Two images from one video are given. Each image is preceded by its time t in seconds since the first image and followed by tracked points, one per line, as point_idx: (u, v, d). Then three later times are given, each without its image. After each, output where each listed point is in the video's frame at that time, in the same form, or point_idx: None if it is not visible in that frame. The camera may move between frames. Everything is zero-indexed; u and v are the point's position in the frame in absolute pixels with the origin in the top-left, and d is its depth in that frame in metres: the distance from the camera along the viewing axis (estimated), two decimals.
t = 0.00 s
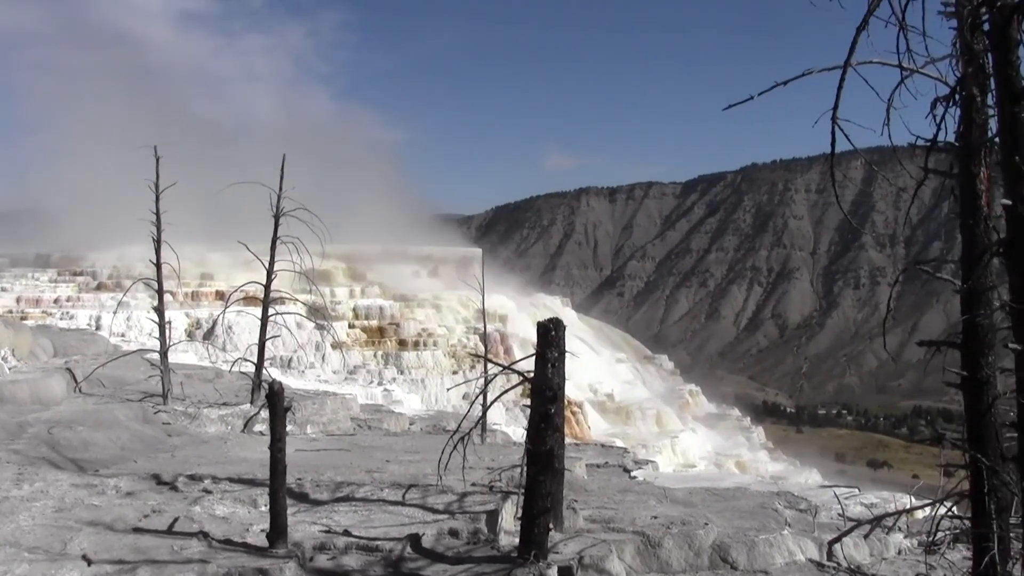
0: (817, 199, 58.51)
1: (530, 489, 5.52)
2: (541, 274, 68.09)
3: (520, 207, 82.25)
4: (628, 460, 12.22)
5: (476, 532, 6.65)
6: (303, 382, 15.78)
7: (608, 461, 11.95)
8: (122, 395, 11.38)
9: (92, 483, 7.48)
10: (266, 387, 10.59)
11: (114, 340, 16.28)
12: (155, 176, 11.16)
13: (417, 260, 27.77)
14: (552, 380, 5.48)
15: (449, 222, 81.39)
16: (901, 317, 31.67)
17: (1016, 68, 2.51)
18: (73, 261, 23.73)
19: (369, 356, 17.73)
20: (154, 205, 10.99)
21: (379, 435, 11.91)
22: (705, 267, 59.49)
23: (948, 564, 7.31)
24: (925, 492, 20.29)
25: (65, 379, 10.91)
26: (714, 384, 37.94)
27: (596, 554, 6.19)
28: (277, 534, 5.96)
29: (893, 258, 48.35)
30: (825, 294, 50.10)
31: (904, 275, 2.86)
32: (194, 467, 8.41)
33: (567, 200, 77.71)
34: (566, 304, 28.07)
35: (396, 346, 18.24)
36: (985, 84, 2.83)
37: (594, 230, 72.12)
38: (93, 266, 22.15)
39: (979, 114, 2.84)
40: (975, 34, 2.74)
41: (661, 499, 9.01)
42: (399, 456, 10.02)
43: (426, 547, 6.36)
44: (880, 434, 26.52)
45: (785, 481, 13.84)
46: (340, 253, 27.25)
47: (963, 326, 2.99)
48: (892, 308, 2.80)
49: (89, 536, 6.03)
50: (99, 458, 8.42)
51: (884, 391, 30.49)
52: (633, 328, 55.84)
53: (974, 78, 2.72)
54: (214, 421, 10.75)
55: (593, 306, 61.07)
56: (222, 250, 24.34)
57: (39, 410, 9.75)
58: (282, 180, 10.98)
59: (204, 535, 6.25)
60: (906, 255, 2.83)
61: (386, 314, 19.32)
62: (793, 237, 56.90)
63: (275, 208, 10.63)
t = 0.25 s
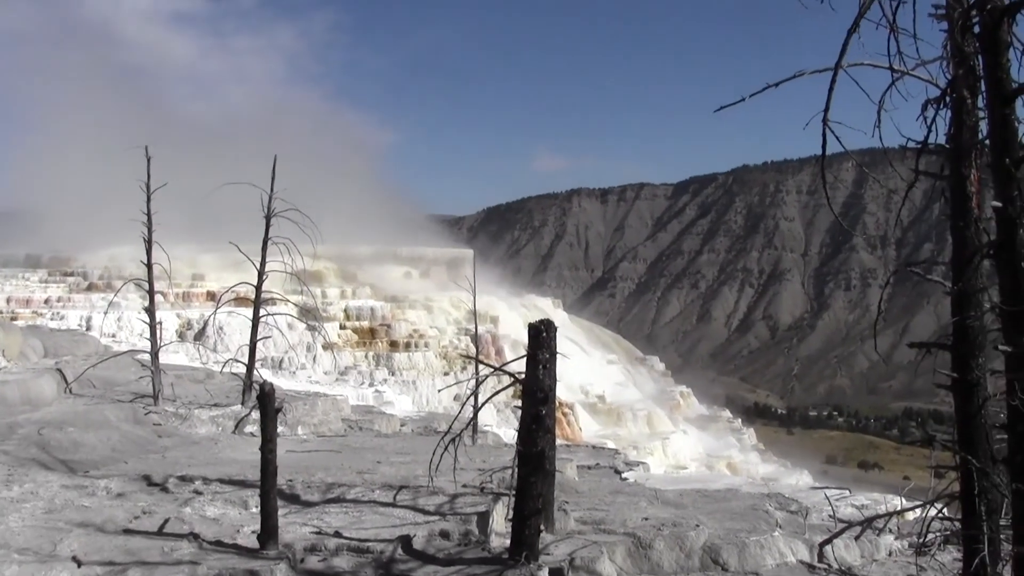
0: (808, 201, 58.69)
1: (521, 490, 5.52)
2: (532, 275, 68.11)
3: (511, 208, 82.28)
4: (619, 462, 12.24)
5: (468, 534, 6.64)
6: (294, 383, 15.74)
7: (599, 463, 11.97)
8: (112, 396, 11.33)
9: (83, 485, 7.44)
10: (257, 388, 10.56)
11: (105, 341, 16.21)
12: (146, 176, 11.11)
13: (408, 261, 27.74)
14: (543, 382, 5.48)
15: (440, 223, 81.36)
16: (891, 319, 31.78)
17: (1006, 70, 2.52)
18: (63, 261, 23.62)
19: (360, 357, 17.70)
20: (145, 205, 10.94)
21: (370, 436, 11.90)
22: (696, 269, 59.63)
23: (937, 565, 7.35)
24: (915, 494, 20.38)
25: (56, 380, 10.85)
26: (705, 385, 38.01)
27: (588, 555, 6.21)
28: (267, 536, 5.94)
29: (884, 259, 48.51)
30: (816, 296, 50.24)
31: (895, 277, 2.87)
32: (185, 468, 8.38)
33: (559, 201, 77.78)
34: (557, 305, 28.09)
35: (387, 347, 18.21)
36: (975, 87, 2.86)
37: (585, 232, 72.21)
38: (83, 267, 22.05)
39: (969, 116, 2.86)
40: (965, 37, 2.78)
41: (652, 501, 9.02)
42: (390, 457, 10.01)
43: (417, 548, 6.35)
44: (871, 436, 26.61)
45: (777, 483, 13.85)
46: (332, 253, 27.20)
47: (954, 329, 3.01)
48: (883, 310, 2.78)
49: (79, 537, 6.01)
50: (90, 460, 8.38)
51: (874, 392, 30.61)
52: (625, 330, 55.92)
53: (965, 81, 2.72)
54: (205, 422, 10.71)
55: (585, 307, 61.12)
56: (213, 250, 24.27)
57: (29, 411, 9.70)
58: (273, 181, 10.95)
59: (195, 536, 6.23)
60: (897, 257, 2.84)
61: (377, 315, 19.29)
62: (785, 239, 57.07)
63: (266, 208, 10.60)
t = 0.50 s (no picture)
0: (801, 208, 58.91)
1: (513, 496, 5.53)
2: (525, 282, 68.20)
3: (504, 214, 82.40)
4: (611, 469, 12.25)
5: (459, 540, 6.64)
6: (286, 388, 15.73)
7: (591, 469, 11.98)
8: (104, 401, 11.29)
9: (74, 489, 7.42)
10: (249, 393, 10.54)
11: (97, 345, 16.16)
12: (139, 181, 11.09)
13: (401, 267, 27.74)
14: (536, 388, 5.50)
15: (433, 229, 81.40)
16: (883, 326, 31.92)
17: (998, 79, 2.54)
18: (55, 266, 23.53)
19: (352, 362, 17.68)
20: (138, 210, 10.93)
21: (362, 442, 11.88)
22: (689, 276, 59.77)
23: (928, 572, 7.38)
24: (907, 501, 20.44)
25: (47, 384, 10.82)
26: (697, 392, 38.07)
27: (579, 562, 6.23)
28: (258, 541, 5.93)
29: (875, 267, 48.71)
30: (808, 303, 50.39)
31: (887, 284, 2.88)
32: (177, 473, 8.35)
33: (552, 208, 77.93)
34: (550, 311, 28.12)
35: (380, 353, 18.19)
36: (967, 96, 2.89)
37: (578, 238, 72.34)
38: (76, 271, 21.98)
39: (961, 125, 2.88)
40: (958, 46, 2.82)
41: (643, 507, 9.04)
42: (383, 463, 10.00)
43: (409, 554, 6.34)
44: (862, 443, 26.68)
45: (769, 490, 13.89)
46: (324, 259, 27.19)
47: (947, 336, 3.02)
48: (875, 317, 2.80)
49: (70, 542, 5.99)
50: (81, 465, 8.35)
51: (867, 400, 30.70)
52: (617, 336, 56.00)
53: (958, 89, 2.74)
54: (197, 427, 10.68)
55: (577, 313, 61.21)
56: (205, 255, 24.23)
57: (20, 416, 9.67)
58: (266, 186, 10.95)
59: (186, 541, 6.21)
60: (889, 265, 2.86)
61: (370, 320, 19.26)
62: (777, 246, 57.27)
63: (260, 214, 10.60)
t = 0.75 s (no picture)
0: (795, 214, 59.01)
1: (507, 501, 5.52)
2: (520, 286, 68.24)
3: (499, 219, 82.46)
4: (606, 473, 12.25)
5: (453, 544, 6.64)
6: (281, 392, 15.71)
7: (585, 474, 11.98)
8: (98, 404, 11.27)
9: (67, 492, 7.39)
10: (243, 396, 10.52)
11: (91, 348, 16.12)
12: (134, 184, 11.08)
13: (396, 271, 27.72)
14: (530, 392, 5.50)
15: (428, 233, 81.44)
16: (877, 332, 31.99)
17: (993, 86, 2.54)
18: (49, 268, 23.47)
19: (347, 366, 17.66)
20: (133, 212, 10.91)
21: (356, 446, 11.87)
22: (684, 280, 59.87)
23: None
24: (900, 507, 20.45)
25: (41, 386, 10.79)
26: (692, 396, 38.09)
27: (572, 566, 6.24)
28: (252, 545, 5.91)
29: (870, 273, 48.82)
30: (803, 309, 50.47)
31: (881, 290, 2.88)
32: (171, 476, 8.33)
33: (547, 212, 78.00)
34: (544, 316, 28.13)
35: (374, 356, 18.18)
36: (961, 103, 2.90)
37: (573, 243, 72.43)
38: (70, 273, 21.93)
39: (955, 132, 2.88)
40: (952, 53, 2.83)
41: (637, 512, 9.04)
42: (377, 467, 9.99)
43: (402, 558, 6.34)
44: (856, 448, 26.71)
45: (763, 494, 13.91)
46: (319, 263, 27.17)
47: (940, 342, 3.03)
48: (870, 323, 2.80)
49: (63, 545, 5.97)
50: (75, 468, 8.34)
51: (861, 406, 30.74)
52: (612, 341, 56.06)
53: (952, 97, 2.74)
54: (190, 430, 10.65)
55: (572, 318, 61.28)
56: (200, 258, 24.19)
57: (14, 418, 9.65)
58: (261, 190, 10.95)
59: (180, 544, 6.20)
60: (883, 271, 2.86)
61: (364, 324, 19.23)
62: (772, 252, 57.39)
63: (255, 217, 10.58)
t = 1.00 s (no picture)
0: (789, 219, 59.18)
1: (501, 506, 5.52)
2: (514, 291, 68.28)
3: (493, 225, 82.54)
4: (600, 479, 12.25)
5: (447, 549, 6.63)
6: (274, 397, 15.68)
7: (579, 479, 11.98)
8: (91, 409, 11.23)
9: (60, 498, 7.36)
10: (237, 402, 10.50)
11: (84, 353, 16.07)
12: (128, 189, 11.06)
13: (390, 276, 27.71)
14: (523, 398, 5.51)
15: (422, 238, 81.48)
16: (870, 338, 32.08)
17: (986, 92, 2.55)
18: (43, 273, 23.41)
19: (341, 371, 17.63)
20: (127, 217, 10.90)
21: (349, 451, 11.85)
22: (677, 286, 59.98)
23: None
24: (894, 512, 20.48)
25: (34, 392, 10.75)
26: (686, 402, 38.13)
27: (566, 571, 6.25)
28: (245, 550, 5.90)
29: (863, 278, 48.97)
30: (797, 314, 50.58)
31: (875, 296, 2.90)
32: (164, 481, 8.31)
33: (541, 218, 78.11)
34: (538, 321, 28.14)
35: (368, 362, 18.15)
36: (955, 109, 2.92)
37: (567, 248, 72.53)
38: (63, 278, 21.87)
39: (949, 137, 2.89)
40: (945, 60, 2.84)
41: (631, 517, 9.05)
42: (371, 472, 9.98)
43: (396, 564, 6.33)
44: (850, 454, 26.75)
45: (757, 500, 13.91)
46: (313, 268, 27.15)
47: (934, 348, 3.05)
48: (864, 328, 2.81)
49: (56, 550, 5.95)
50: (68, 473, 8.31)
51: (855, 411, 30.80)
52: (606, 346, 56.13)
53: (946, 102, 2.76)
54: (184, 436, 10.62)
55: (566, 323, 61.34)
56: (194, 263, 24.15)
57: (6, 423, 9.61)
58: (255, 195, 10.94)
59: (173, 550, 6.18)
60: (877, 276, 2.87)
61: (358, 330, 19.20)
62: (766, 257, 57.53)
63: (249, 223, 10.58)
